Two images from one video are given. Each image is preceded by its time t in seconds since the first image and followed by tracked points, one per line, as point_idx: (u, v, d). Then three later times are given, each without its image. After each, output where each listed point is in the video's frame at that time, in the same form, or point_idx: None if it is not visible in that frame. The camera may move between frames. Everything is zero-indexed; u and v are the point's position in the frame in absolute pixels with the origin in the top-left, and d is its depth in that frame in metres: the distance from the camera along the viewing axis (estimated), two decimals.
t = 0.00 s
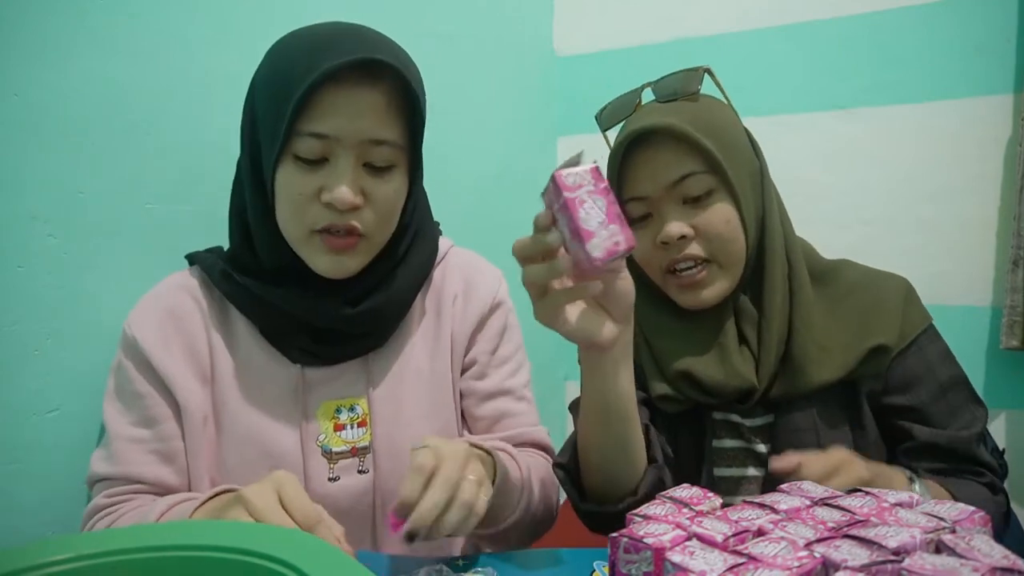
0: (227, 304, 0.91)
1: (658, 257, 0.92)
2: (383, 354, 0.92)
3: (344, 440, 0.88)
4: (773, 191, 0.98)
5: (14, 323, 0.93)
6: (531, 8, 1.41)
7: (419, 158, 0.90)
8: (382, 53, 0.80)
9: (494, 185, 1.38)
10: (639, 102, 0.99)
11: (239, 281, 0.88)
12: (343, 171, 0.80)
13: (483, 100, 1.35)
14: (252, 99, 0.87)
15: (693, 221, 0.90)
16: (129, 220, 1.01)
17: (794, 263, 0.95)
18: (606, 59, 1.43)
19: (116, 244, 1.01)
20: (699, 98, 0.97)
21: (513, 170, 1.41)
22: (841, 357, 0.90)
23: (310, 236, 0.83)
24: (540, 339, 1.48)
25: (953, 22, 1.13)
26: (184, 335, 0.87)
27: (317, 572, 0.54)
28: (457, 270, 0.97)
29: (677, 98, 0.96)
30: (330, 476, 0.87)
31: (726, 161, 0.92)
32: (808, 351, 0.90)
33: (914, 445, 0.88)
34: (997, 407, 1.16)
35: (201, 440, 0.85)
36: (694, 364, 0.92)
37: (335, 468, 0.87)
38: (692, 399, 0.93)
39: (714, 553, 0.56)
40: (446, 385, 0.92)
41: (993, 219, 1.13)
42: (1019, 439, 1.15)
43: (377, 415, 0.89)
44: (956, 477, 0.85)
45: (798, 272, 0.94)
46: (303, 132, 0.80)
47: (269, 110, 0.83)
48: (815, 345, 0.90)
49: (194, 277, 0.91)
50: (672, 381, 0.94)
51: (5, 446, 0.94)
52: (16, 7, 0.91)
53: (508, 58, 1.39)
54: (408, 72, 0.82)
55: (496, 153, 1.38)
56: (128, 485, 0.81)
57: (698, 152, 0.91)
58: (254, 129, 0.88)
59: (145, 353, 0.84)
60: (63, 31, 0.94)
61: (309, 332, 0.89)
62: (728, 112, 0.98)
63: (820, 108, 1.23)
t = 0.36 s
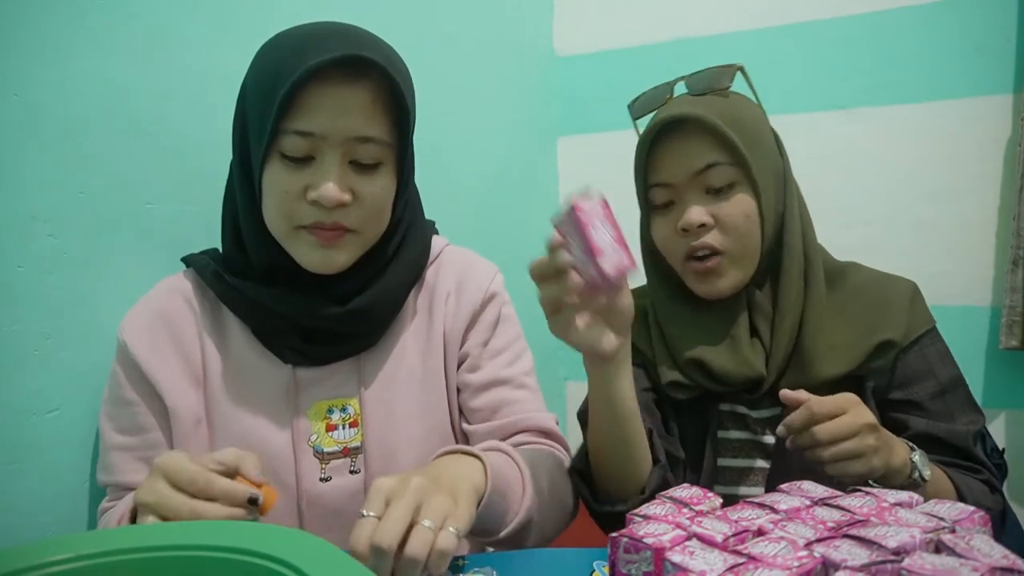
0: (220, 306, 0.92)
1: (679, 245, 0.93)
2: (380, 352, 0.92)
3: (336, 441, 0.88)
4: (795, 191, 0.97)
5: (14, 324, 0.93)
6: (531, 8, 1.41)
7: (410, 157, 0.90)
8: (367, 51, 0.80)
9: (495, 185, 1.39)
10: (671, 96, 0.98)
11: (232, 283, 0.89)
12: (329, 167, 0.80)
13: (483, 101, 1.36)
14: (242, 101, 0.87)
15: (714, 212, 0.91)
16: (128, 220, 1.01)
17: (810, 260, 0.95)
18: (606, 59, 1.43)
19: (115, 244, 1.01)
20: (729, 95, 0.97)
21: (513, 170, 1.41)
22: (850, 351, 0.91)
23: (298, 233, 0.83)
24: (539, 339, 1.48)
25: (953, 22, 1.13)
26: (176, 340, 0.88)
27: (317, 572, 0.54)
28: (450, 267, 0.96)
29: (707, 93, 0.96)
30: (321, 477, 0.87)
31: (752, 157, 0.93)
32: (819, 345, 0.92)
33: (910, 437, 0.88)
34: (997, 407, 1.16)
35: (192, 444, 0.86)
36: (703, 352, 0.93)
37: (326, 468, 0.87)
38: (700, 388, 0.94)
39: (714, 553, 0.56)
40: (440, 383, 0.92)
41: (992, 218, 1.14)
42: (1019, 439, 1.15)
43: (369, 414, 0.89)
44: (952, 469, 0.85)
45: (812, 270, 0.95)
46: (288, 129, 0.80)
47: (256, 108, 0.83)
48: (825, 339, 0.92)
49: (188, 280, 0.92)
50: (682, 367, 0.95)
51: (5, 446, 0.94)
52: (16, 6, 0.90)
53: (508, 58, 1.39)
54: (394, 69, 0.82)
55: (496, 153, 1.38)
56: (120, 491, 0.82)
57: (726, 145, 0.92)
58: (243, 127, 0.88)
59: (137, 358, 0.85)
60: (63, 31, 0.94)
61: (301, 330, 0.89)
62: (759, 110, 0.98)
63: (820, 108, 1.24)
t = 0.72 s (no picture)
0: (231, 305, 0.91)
1: (682, 269, 0.94)
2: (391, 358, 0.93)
3: (350, 452, 0.89)
4: (781, 196, 0.97)
5: (14, 323, 0.93)
6: (531, 8, 1.42)
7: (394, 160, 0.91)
8: (412, 55, 0.84)
9: (496, 185, 1.39)
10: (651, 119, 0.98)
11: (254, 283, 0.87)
12: (414, 166, 0.85)
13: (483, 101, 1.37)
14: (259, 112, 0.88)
15: (712, 233, 0.92)
16: (128, 220, 1.01)
17: (798, 258, 0.94)
18: (606, 59, 1.42)
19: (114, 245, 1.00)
20: (707, 116, 0.95)
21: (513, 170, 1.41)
22: (842, 341, 0.90)
23: (383, 232, 0.85)
24: (538, 340, 1.48)
25: (953, 22, 1.13)
26: (187, 343, 0.86)
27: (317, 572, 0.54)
28: (467, 281, 0.99)
29: (685, 119, 0.95)
30: (336, 488, 0.87)
31: (741, 180, 0.93)
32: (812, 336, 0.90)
33: (893, 419, 0.87)
34: (997, 407, 1.16)
35: (206, 451, 0.85)
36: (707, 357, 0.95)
37: (341, 479, 0.88)
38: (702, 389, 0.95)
39: (714, 553, 0.56)
40: (456, 393, 0.94)
41: (992, 219, 1.13)
42: (1019, 439, 1.15)
43: (385, 427, 0.90)
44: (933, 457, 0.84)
45: (801, 266, 0.93)
46: (383, 127, 0.83)
47: (279, 108, 0.85)
48: (817, 329, 0.91)
49: (198, 282, 0.90)
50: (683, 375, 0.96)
51: (5, 446, 0.94)
52: (16, 7, 0.90)
53: (509, 58, 1.40)
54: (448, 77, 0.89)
55: (496, 153, 1.39)
56: (119, 493, 0.80)
57: (714, 169, 0.91)
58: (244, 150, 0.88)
59: (151, 362, 0.83)
60: (63, 31, 0.94)
61: (325, 337, 0.90)
62: (737, 125, 0.97)
63: (820, 108, 1.24)
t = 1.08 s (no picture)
0: (234, 305, 0.91)
1: (658, 247, 0.93)
2: (396, 361, 0.93)
3: (355, 452, 0.88)
4: (770, 221, 0.95)
5: (14, 324, 0.94)
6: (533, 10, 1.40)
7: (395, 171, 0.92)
8: (446, 66, 0.87)
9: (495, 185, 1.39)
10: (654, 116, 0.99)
11: (268, 279, 0.87)
12: (443, 176, 0.88)
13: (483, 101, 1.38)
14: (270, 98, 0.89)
15: (696, 213, 0.91)
16: (128, 220, 1.01)
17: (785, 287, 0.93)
18: (607, 59, 1.43)
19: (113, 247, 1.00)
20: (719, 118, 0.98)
21: (513, 171, 1.41)
22: (820, 372, 0.88)
23: (409, 240, 0.87)
24: (538, 341, 1.48)
25: (953, 22, 1.13)
26: (190, 343, 0.86)
27: (317, 572, 0.54)
28: (473, 285, 1.00)
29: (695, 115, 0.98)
30: (342, 489, 0.87)
31: (737, 167, 0.93)
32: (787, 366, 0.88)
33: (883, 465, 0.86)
34: (997, 407, 1.16)
35: (210, 451, 0.84)
36: (678, 378, 0.92)
37: (346, 480, 0.87)
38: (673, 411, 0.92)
39: (714, 553, 0.56)
40: (461, 396, 0.94)
41: (992, 219, 1.13)
42: (1019, 440, 1.15)
43: (389, 427, 0.89)
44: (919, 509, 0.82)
45: (786, 293, 0.92)
46: (418, 136, 0.85)
47: (304, 98, 0.84)
48: (796, 358, 0.89)
49: (202, 282, 0.91)
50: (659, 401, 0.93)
51: (5, 445, 0.94)
52: (16, 6, 0.91)
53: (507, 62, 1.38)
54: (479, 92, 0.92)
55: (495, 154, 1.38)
56: (131, 499, 0.81)
57: (710, 149, 0.93)
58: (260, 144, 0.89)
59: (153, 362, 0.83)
60: (64, 32, 0.94)
61: (332, 335, 0.90)
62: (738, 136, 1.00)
63: (820, 108, 1.24)
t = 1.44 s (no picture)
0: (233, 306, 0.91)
1: (625, 270, 0.92)
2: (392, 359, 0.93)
3: (349, 449, 0.88)
4: (775, 253, 0.89)
5: (14, 324, 0.92)
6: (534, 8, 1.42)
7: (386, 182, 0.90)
8: (401, 63, 0.83)
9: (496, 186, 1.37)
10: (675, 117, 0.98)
11: (252, 283, 0.87)
12: (401, 175, 0.84)
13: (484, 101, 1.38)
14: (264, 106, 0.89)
15: (655, 243, 0.89)
16: (128, 219, 1.01)
17: (789, 331, 0.88)
18: (607, 59, 1.43)
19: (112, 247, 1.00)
20: (717, 128, 0.93)
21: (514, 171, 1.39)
22: (832, 415, 0.86)
23: (364, 241, 0.85)
24: (538, 341, 1.47)
25: (953, 22, 1.13)
26: (191, 343, 0.86)
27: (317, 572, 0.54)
28: (465, 284, 1.00)
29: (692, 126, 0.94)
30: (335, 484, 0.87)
31: (711, 194, 0.88)
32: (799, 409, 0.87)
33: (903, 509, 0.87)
34: (997, 407, 1.16)
35: (212, 448, 0.85)
36: (653, 402, 0.90)
37: (339, 477, 0.88)
38: (657, 432, 0.92)
39: (714, 553, 0.56)
40: (453, 393, 0.95)
41: (992, 218, 1.13)
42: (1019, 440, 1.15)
43: (384, 425, 0.90)
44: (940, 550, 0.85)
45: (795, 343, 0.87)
46: (366, 135, 0.82)
47: (275, 122, 0.87)
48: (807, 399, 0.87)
49: (198, 283, 0.90)
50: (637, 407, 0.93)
51: (5, 446, 0.93)
52: (16, 7, 0.89)
53: (506, 61, 1.39)
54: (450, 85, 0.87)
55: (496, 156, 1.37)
56: (144, 495, 0.82)
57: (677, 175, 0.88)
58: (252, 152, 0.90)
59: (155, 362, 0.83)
60: (64, 32, 0.93)
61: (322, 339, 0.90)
62: (749, 144, 0.93)
63: (820, 108, 1.24)
